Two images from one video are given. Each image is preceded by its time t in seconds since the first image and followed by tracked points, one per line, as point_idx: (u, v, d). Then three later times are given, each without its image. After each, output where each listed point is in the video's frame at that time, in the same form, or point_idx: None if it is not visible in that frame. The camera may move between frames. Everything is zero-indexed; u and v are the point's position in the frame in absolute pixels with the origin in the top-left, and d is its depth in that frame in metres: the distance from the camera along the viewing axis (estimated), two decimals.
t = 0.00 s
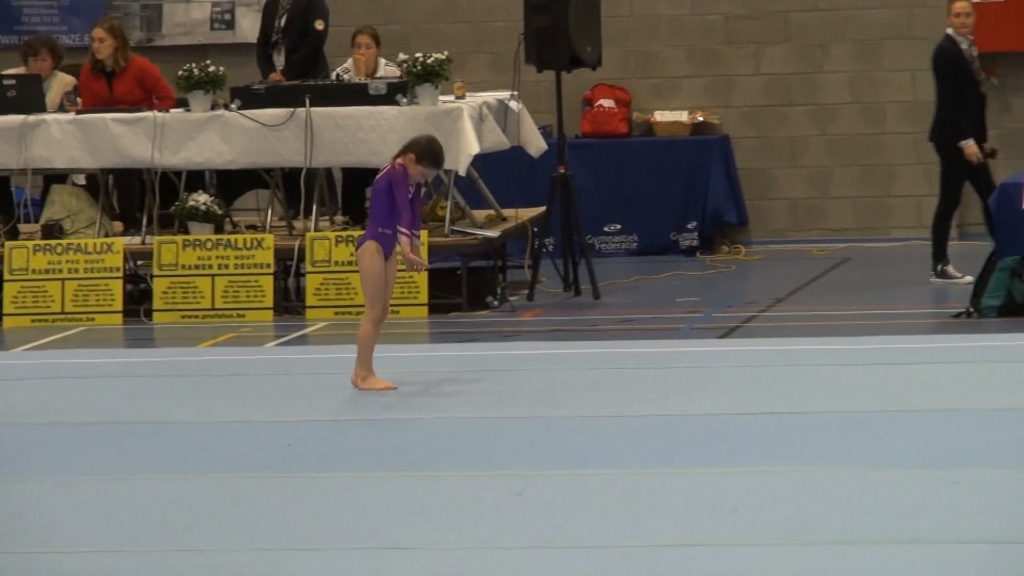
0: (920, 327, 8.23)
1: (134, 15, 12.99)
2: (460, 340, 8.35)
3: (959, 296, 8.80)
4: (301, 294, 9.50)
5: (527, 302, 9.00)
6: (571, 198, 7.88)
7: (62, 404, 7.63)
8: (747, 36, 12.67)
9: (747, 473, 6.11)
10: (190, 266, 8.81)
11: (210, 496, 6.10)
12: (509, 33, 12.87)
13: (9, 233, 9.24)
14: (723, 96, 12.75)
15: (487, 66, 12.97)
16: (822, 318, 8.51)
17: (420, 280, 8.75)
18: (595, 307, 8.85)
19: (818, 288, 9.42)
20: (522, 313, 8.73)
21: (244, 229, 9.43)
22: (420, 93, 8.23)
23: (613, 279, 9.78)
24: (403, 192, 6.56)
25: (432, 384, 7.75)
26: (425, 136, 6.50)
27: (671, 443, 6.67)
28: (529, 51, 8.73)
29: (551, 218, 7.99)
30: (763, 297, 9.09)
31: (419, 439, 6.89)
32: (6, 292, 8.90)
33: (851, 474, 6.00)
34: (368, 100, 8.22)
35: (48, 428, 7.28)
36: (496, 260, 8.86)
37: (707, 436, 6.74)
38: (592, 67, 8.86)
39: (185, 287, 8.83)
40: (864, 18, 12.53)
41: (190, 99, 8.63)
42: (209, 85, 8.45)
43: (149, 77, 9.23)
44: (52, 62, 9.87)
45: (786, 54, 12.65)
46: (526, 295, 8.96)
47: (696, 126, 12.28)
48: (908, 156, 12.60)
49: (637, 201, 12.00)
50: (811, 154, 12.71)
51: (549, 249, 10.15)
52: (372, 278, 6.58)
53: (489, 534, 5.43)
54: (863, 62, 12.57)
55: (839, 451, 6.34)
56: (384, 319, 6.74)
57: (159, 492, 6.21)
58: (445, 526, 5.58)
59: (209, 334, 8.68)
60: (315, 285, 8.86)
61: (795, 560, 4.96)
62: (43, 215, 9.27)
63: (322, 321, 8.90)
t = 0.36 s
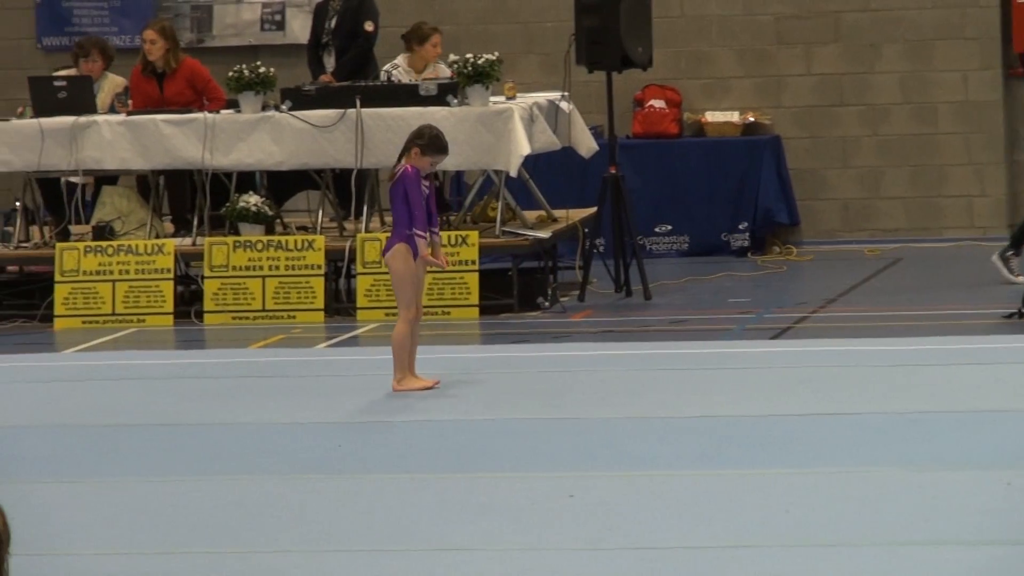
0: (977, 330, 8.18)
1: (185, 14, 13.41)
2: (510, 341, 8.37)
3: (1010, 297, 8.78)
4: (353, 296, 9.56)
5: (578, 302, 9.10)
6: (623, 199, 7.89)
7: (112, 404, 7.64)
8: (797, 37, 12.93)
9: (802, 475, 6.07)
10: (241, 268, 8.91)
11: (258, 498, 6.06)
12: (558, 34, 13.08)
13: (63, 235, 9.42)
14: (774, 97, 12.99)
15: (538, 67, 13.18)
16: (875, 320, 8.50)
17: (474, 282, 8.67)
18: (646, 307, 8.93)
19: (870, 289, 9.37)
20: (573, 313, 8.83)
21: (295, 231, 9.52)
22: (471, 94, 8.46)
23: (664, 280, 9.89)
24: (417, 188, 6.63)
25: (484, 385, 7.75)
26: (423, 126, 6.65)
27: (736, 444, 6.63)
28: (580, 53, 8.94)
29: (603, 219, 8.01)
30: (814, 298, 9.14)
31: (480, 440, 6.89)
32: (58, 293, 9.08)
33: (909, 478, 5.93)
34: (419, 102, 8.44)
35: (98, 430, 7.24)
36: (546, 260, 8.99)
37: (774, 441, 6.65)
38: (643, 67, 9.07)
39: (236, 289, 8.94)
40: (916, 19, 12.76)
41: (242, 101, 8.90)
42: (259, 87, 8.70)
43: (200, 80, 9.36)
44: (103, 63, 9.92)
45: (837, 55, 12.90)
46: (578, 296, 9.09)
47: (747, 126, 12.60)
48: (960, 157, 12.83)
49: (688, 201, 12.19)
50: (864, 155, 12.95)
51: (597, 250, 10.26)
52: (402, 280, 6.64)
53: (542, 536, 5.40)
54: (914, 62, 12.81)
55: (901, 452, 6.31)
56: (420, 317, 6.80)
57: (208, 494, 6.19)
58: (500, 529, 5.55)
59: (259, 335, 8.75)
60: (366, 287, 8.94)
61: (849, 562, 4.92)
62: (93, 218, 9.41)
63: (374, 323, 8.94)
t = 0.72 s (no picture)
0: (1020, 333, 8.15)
1: (226, 15, 13.59)
2: (550, 341, 8.41)
3: None
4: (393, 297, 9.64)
5: (618, 304, 9.19)
6: (662, 200, 7.91)
7: (149, 404, 7.66)
8: (839, 39, 13.15)
9: (851, 477, 6.04)
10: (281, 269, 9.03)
11: (305, 499, 6.05)
12: (599, 35, 13.36)
13: (102, 237, 9.58)
14: (815, 99, 13.22)
15: (579, 68, 13.43)
16: (915, 322, 8.51)
17: (513, 283, 8.75)
18: (686, 308, 9.00)
19: (908, 291, 9.38)
20: (613, 313, 8.92)
21: (334, 232, 9.61)
22: (511, 96, 8.62)
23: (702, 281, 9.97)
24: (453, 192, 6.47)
25: (527, 385, 7.76)
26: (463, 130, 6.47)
27: (784, 445, 6.62)
28: (622, 55, 9.14)
29: (643, 220, 8.04)
30: (855, 300, 9.18)
31: (529, 439, 6.91)
32: (99, 294, 9.24)
33: (960, 480, 5.88)
34: (460, 103, 8.66)
35: (142, 430, 7.25)
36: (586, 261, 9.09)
37: (821, 442, 6.63)
38: (684, 69, 9.27)
39: (276, 290, 9.08)
40: (957, 21, 12.94)
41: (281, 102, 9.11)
42: (300, 88, 8.92)
43: (241, 82, 9.52)
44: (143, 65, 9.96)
45: (878, 56, 13.12)
46: (618, 297, 9.17)
47: (789, 128, 12.84)
48: (1000, 158, 13.00)
49: (729, 202, 12.46)
50: (904, 156, 13.16)
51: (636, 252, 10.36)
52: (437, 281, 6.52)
53: (592, 538, 5.38)
54: (954, 64, 12.99)
55: (952, 453, 6.28)
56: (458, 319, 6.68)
57: (256, 493, 6.19)
58: (551, 529, 5.53)
59: (300, 336, 8.87)
60: (406, 288, 9.04)
61: (888, 564, 4.88)
62: (135, 219, 9.58)
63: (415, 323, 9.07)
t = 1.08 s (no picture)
0: None
1: (253, 17, 13.69)
2: (578, 343, 8.44)
3: None
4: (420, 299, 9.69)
5: (646, 305, 9.22)
6: (689, 202, 7.92)
7: (169, 405, 7.68)
8: (866, 40, 13.18)
9: (875, 478, 6.04)
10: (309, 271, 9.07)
11: (330, 499, 6.06)
12: (627, 37, 13.44)
13: (130, 238, 9.63)
14: (842, 100, 13.27)
15: (605, 70, 13.50)
16: (943, 323, 8.51)
17: (540, 285, 8.84)
18: (714, 310, 9.02)
19: (932, 293, 9.37)
20: (641, 315, 8.96)
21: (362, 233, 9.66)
22: (538, 97, 8.75)
23: (730, 283, 9.98)
24: (486, 195, 6.49)
25: (554, 386, 7.77)
26: (500, 132, 6.49)
27: (814, 446, 6.61)
28: (649, 56, 9.20)
29: (670, 222, 8.06)
30: (882, 302, 9.18)
31: (562, 439, 6.92)
32: (126, 296, 9.27)
33: (978, 481, 5.89)
34: (489, 105, 8.73)
35: (167, 431, 7.27)
36: (613, 263, 9.14)
37: (849, 443, 6.63)
38: (712, 70, 9.32)
39: (304, 292, 9.11)
40: (985, 22, 12.96)
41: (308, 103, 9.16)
42: (328, 90, 8.95)
43: (268, 84, 9.70)
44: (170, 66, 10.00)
45: (906, 57, 13.14)
46: (646, 299, 9.20)
47: (815, 129, 12.90)
48: None
49: (756, 204, 12.49)
50: (931, 158, 13.17)
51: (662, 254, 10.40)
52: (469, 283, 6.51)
53: (616, 538, 5.39)
54: (982, 65, 13.01)
55: (978, 454, 6.28)
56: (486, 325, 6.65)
57: (282, 494, 6.21)
58: (577, 529, 5.55)
59: (327, 338, 8.90)
60: (433, 290, 9.07)
61: (902, 565, 4.90)
62: (162, 221, 9.60)
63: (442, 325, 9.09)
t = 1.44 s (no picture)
0: None
1: (256, 16, 13.70)
2: (578, 343, 8.44)
3: None
4: (420, 299, 9.69)
5: (646, 305, 9.24)
6: (689, 203, 7.92)
7: (168, 404, 7.68)
8: (868, 40, 13.18)
9: (874, 479, 6.04)
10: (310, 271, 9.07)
11: (328, 498, 6.05)
12: (629, 37, 13.45)
13: (131, 237, 9.63)
14: (844, 101, 13.27)
15: (607, 69, 13.51)
16: (943, 324, 8.51)
17: (541, 285, 8.84)
18: (714, 310, 9.03)
19: (932, 293, 9.36)
20: (641, 315, 8.97)
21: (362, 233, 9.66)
22: (539, 97, 8.73)
23: (731, 283, 9.99)
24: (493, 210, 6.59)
25: (553, 386, 7.76)
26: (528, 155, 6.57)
27: (813, 446, 6.61)
28: (650, 55, 9.20)
29: (670, 222, 8.05)
30: (883, 302, 9.19)
31: (560, 439, 6.91)
32: (127, 295, 9.28)
33: (976, 482, 5.89)
34: (490, 104, 8.75)
35: (166, 430, 7.27)
36: (613, 263, 9.15)
37: (849, 444, 6.62)
38: (713, 70, 9.34)
39: (304, 291, 9.12)
40: (986, 23, 12.96)
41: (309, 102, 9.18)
42: (329, 89, 8.97)
43: (270, 83, 9.74)
44: (169, 64, 9.95)
45: (907, 58, 13.14)
46: (646, 299, 9.22)
47: (817, 129, 12.91)
48: None
49: (757, 204, 12.49)
50: (933, 158, 13.17)
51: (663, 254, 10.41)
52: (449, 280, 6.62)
53: (613, 538, 5.40)
54: (984, 65, 13.01)
55: (977, 454, 6.29)
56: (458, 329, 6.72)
57: (280, 493, 6.21)
58: (575, 529, 5.55)
59: (327, 337, 8.90)
60: (434, 290, 9.10)
61: (897, 565, 4.91)
62: (163, 219, 9.59)
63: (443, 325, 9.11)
